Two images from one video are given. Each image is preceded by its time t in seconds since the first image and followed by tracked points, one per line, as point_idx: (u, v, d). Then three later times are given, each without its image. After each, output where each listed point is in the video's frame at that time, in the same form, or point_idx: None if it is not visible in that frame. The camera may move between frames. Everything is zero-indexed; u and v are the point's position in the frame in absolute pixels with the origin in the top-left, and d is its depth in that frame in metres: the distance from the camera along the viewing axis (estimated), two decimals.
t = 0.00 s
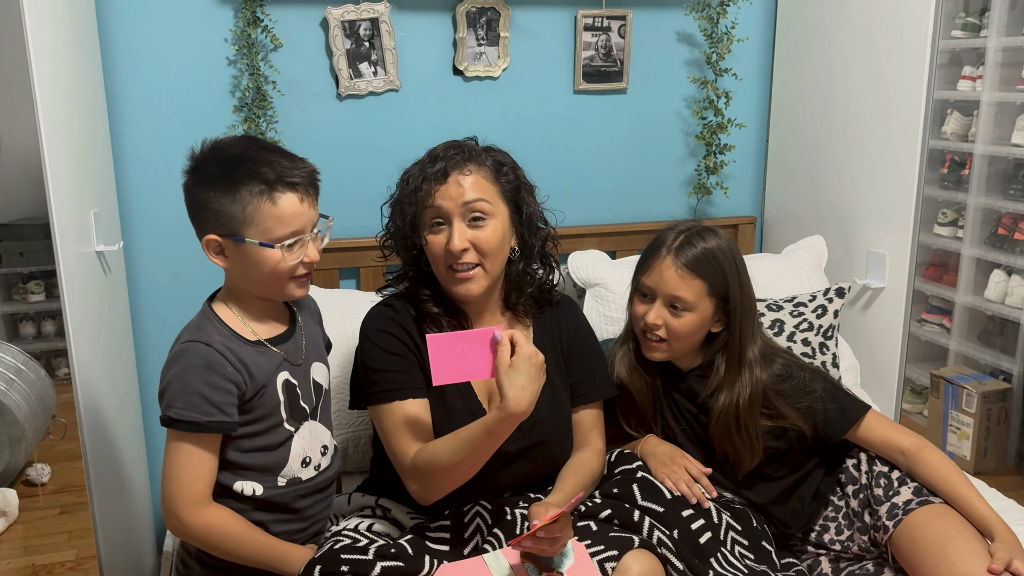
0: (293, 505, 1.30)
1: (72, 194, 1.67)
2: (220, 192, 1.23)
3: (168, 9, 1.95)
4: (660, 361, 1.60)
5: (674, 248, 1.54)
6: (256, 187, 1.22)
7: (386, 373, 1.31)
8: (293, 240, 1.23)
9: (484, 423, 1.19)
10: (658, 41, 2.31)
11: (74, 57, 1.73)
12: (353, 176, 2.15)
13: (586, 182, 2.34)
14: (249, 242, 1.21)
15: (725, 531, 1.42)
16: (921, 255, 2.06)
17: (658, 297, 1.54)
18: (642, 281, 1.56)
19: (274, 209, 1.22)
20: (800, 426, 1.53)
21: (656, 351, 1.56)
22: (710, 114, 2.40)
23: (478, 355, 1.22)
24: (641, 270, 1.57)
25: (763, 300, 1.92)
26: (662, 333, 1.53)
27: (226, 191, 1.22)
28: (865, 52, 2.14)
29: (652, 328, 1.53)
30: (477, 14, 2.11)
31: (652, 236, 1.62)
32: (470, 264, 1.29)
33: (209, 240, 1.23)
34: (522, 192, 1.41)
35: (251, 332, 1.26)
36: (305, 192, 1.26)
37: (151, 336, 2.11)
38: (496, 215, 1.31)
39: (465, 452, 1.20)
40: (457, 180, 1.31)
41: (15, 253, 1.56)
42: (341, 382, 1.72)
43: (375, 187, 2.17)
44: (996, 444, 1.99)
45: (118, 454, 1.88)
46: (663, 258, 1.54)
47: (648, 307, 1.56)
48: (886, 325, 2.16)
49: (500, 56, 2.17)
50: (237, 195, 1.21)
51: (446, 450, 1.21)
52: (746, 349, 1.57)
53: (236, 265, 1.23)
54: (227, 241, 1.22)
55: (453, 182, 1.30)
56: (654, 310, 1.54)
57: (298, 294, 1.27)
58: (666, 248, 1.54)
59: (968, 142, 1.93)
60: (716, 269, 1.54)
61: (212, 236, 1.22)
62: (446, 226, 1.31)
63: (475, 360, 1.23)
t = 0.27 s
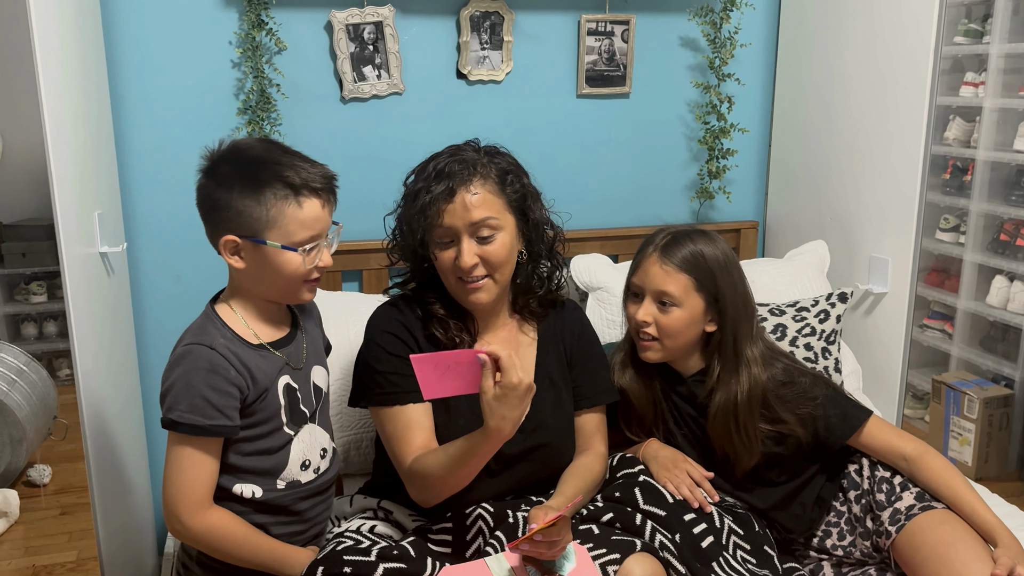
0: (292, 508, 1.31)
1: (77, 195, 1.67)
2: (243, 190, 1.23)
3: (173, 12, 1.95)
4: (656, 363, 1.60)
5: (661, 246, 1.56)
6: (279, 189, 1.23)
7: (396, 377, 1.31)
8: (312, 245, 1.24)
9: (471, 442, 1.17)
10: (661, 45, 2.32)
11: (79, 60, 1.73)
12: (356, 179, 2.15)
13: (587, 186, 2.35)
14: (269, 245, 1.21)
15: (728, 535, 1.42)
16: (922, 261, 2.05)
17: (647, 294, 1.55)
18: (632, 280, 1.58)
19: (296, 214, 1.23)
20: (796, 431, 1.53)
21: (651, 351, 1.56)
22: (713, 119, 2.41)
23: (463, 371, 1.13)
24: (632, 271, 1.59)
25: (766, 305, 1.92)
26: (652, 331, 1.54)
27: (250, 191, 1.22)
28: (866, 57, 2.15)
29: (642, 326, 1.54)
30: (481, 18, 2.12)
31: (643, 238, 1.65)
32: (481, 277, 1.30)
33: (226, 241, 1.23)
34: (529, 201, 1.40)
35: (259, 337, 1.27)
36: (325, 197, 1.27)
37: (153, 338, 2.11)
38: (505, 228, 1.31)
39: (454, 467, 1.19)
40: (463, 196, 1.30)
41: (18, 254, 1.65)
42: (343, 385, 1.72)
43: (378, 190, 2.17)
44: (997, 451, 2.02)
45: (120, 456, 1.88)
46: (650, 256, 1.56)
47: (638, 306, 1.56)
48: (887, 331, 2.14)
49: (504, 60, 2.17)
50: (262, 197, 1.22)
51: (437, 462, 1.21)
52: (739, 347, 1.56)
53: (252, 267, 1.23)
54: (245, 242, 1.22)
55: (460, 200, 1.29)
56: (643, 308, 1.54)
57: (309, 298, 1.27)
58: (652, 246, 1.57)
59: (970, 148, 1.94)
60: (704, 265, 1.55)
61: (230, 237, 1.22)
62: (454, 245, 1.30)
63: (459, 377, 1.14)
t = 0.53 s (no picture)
0: (295, 511, 1.31)
1: (83, 199, 1.68)
2: (258, 195, 1.24)
3: (180, 16, 1.97)
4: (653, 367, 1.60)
5: (651, 250, 1.58)
6: (293, 197, 1.23)
7: (403, 382, 1.32)
8: (321, 254, 1.24)
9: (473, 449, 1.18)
10: (666, 51, 2.33)
11: (87, 64, 1.74)
12: (360, 183, 2.15)
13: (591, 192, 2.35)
14: (279, 252, 1.22)
15: (730, 542, 1.41)
16: (926, 270, 2.05)
17: (639, 297, 1.56)
18: (626, 285, 1.60)
19: (309, 223, 1.23)
20: (793, 438, 1.53)
21: (646, 355, 1.55)
22: (717, 125, 2.41)
23: (468, 373, 1.14)
24: (626, 276, 1.61)
25: (769, 312, 1.92)
26: (645, 333, 1.54)
27: (264, 198, 1.23)
28: (870, 65, 2.16)
29: (635, 329, 1.55)
30: (486, 24, 2.12)
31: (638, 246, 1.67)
32: (485, 280, 1.30)
33: (238, 244, 1.23)
34: (531, 203, 1.40)
35: (266, 341, 1.27)
36: (336, 205, 1.27)
37: (158, 341, 2.11)
38: (506, 232, 1.30)
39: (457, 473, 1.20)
40: (464, 202, 1.30)
41: (23, 257, 1.63)
42: (347, 389, 1.72)
43: (383, 195, 2.18)
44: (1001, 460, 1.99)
45: (124, 459, 1.88)
46: (642, 261, 1.57)
47: (632, 310, 1.57)
48: (890, 338, 2.15)
49: (509, 66, 2.18)
50: (276, 204, 1.22)
51: (444, 467, 1.22)
52: (732, 348, 1.56)
53: (262, 273, 1.24)
54: (256, 247, 1.23)
55: (461, 205, 1.30)
56: (636, 311, 1.55)
57: (316, 306, 1.28)
58: (644, 251, 1.59)
59: (974, 156, 1.94)
60: (695, 267, 1.55)
61: (242, 241, 1.22)
62: (456, 250, 1.31)
63: (463, 379, 1.15)
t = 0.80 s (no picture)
0: (298, 513, 1.32)
1: (92, 201, 1.69)
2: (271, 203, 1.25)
3: (188, 21, 1.98)
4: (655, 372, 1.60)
5: (650, 255, 1.59)
6: (305, 205, 1.24)
7: (413, 385, 1.31)
8: (337, 259, 1.25)
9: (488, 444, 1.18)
10: (671, 58, 2.33)
11: (95, 68, 1.75)
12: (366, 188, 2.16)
13: (595, 197, 2.35)
14: (296, 258, 1.23)
15: (733, 548, 1.41)
16: (931, 275, 2.05)
17: (640, 302, 1.56)
18: (627, 291, 1.60)
19: (322, 229, 1.24)
20: (793, 446, 1.52)
21: (648, 360, 1.55)
22: (722, 131, 2.42)
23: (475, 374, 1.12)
24: (626, 282, 1.61)
25: (773, 318, 1.93)
26: (647, 337, 1.54)
27: (277, 206, 1.24)
28: (874, 73, 2.17)
29: (637, 333, 1.54)
30: (492, 29, 2.13)
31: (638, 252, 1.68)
32: (485, 278, 1.31)
33: (256, 250, 1.25)
34: (533, 199, 1.42)
35: (283, 344, 1.28)
36: (350, 212, 1.28)
37: (163, 343, 2.12)
38: (507, 229, 1.32)
39: (461, 474, 1.20)
40: (467, 199, 1.33)
41: (29, 258, 1.67)
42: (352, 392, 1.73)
43: (388, 199, 2.19)
44: (1005, 468, 1.99)
45: (129, 460, 1.89)
46: (642, 266, 1.58)
47: (633, 314, 1.57)
48: (894, 346, 2.15)
49: (514, 71, 2.19)
50: (289, 211, 1.23)
51: (449, 471, 1.21)
52: (733, 353, 1.56)
53: (279, 279, 1.25)
54: (273, 253, 1.24)
55: (463, 202, 1.33)
56: (637, 315, 1.55)
57: (332, 310, 1.28)
58: (644, 256, 1.60)
59: (980, 163, 1.94)
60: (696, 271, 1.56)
61: (259, 248, 1.24)
62: (458, 247, 1.33)
63: (472, 377, 1.12)
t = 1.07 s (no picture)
0: (301, 509, 1.32)
1: (96, 202, 1.69)
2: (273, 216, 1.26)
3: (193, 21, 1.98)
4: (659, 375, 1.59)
5: (655, 257, 1.59)
6: (306, 212, 1.25)
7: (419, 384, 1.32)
8: (345, 259, 1.26)
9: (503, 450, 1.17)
10: (676, 60, 2.33)
11: (100, 68, 1.76)
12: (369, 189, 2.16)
13: (598, 199, 2.35)
14: (304, 263, 1.25)
15: (735, 553, 1.40)
16: (934, 280, 2.05)
17: (645, 304, 1.55)
18: (631, 293, 1.59)
19: (324, 233, 1.25)
20: (797, 449, 1.52)
21: (653, 362, 1.54)
22: (726, 134, 2.41)
23: (501, 369, 1.11)
24: (630, 285, 1.61)
25: (777, 321, 1.92)
26: (653, 340, 1.53)
27: (280, 216, 1.26)
28: (879, 77, 2.16)
29: (642, 335, 1.54)
30: (496, 31, 2.13)
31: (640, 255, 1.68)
32: (501, 279, 1.30)
33: (268, 261, 1.27)
34: (550, 208, 1.43)
35: (307, 343, 1.30)
36: (354, 214, 1.28)
37: (167, 343, 2.12)
38: (527, 229, 1.33)
39: (472, 469, 1.19)
40: (489, 196, 1.33)
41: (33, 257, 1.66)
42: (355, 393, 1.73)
43: (392, 200, 2.19)
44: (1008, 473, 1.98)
45: (132, 460, 1.89)
46: (646, 269, 1.57)
47: (638, 317, 1.57)
48: (897, 350, 2.15)
49: (519, 72, 2.18)
50: (290, 219, 1.25)
51: (461, 466, 1.20)
52: (738, 355, 1.56)
53: (294, 285, 1.27)
54: (284, 262, 1.26)
55: (484, 199, 1.32)
56: (643, 318, 1.55)
57: (353, 307, 1.29)
58: (648, 259, 1.59)
59: (984, 167, 1.93)
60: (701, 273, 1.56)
61: (270, 259, 1.26)
62: (478, 243, 1.32)
63: (495, 372, 1.12)
